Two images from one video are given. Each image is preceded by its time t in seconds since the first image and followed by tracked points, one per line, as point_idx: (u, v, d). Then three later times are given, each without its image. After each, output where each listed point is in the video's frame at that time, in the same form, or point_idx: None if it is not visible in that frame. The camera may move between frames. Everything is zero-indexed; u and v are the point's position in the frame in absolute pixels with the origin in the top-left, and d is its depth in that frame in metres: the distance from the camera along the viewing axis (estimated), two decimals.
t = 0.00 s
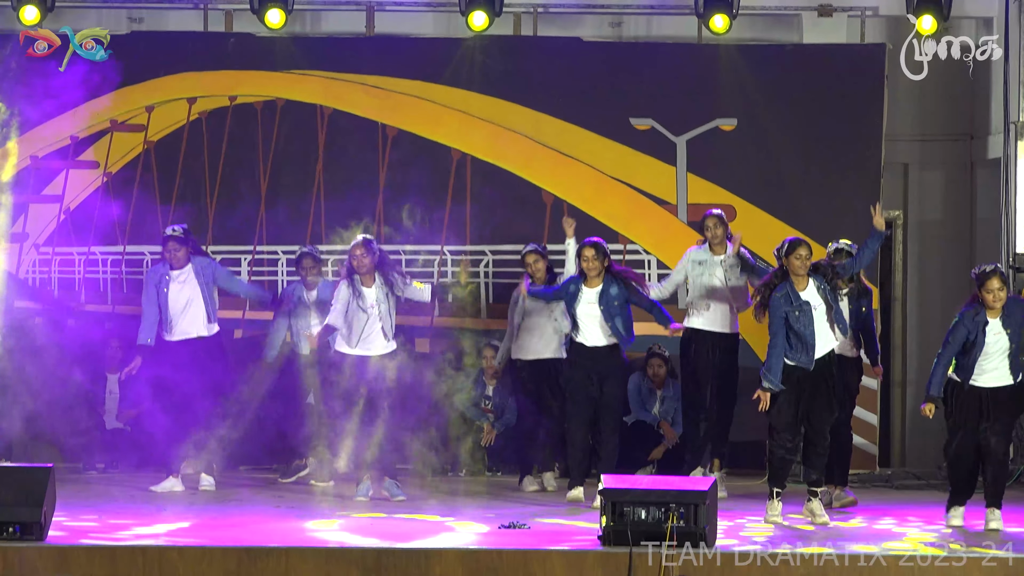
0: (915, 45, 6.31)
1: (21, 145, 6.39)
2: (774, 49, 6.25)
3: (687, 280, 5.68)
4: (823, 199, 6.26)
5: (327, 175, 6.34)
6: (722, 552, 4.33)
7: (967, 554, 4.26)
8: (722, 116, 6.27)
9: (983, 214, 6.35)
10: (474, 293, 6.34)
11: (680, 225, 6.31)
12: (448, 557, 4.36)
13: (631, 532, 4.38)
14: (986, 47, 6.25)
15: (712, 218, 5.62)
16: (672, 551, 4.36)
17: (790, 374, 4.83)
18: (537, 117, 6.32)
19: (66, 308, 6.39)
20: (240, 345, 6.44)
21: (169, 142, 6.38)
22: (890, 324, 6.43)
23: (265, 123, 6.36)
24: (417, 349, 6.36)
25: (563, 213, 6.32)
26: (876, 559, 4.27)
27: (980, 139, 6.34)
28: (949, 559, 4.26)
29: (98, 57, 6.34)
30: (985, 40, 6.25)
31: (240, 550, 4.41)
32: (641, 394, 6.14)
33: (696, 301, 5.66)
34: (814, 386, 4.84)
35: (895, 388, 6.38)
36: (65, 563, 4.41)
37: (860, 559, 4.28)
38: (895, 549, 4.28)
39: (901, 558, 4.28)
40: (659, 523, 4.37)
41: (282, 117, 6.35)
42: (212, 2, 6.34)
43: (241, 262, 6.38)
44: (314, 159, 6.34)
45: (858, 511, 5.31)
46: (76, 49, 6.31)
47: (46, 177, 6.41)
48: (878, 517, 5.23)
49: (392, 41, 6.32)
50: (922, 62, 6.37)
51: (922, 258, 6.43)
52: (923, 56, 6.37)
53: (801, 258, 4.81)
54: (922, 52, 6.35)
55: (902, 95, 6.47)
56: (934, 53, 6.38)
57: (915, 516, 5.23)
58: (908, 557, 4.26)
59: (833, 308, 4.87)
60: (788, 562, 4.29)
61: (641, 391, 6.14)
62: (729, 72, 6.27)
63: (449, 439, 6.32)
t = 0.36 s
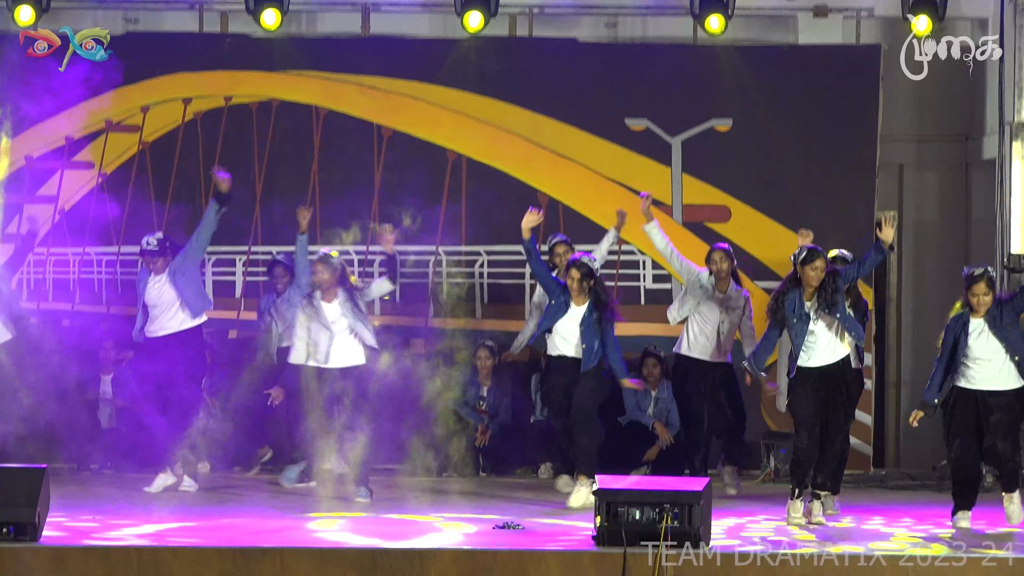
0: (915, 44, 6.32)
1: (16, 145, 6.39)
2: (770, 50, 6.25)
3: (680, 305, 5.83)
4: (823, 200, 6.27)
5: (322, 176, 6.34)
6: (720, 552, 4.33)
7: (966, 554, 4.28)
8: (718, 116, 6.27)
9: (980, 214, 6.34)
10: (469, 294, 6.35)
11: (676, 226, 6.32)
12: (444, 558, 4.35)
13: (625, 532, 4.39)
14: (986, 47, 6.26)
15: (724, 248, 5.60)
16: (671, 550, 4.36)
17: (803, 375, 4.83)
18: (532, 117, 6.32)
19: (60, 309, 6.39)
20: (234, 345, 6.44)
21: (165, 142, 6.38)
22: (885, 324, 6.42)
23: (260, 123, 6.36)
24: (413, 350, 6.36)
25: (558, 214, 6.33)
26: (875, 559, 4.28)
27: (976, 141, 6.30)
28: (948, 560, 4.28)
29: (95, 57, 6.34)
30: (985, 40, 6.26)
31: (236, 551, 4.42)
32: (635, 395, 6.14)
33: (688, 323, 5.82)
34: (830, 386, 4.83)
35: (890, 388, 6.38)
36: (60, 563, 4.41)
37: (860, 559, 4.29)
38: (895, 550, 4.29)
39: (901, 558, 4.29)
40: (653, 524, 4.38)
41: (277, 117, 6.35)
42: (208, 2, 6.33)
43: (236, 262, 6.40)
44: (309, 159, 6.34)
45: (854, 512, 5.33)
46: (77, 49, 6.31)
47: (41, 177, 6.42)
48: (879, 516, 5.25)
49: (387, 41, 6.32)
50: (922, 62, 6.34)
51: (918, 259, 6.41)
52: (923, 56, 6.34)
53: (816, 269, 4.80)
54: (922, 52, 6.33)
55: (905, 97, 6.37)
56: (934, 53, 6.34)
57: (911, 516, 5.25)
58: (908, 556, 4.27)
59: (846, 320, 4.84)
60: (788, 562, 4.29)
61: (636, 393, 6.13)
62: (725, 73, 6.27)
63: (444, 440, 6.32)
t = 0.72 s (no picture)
0: (915, 45, 6.30)
1: None
2: (751, 51, 6.25)
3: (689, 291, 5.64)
4: (823, 199, 6.26)
5: (304, 177, 6.34)
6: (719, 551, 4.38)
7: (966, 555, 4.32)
8: (700, 117, 6.27)
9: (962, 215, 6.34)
10: (451, 295, 6.34)
11: (658, 226, 6.31)
12: (426, 560, 4.40)
13: (607, 533, 4.48)
14: (986, 47, 6.11)
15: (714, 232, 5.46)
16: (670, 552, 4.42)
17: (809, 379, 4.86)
18: (515, 119, 6.32)
19: (42, 310, 6.39)
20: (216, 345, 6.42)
21: (147, 142, 6.38)
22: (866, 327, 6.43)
23: (243, 123, 6.36)
24: (394, 351, 6.35)
25: (540, 214, 6.32)
26: (875, 559, 4.32)
27: (958, 141, 6.31)
28: (949, 560, 4.31)
29: (78, 57, 6.34)
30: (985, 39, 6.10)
31: (217, 552, 4.44)
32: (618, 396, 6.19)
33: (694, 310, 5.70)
34: (841, 395, 4.86)
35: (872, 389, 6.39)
36: (41, 564, 4.45)
37: (860, 559, 4.33)
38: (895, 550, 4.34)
39: (901, 558, 4.32)
40: (635, 524, 4.46)
41: (259, 117, 6.35)
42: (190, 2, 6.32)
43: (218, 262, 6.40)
44: (291, 159, 6.34)
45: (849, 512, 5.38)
46: (77, 49, 6.32)
47: (24, 178, 6.43)
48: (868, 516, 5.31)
49: (370, 42, 6.32)
50: (923, 62, 6.33)
51: (900, 260, 6.40)
52: (923, 56, 6.32)
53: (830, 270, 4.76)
54: (922, 52, 6.31)
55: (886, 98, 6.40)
56: (934, 53, 6.31)
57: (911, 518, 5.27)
58: (908, 557, 4.31)
59: (839, 330, 4.82)
60: (789, 562, 4.34)
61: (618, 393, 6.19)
62: (706, 74, 6.27)
63: (427, 440, 6.32)
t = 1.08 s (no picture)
0: (915, 44, 6.29)
1: None
2: (736, 53, 6.29)
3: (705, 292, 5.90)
4: (808, 200, 6.30)
5: (291, 177, 6.36)
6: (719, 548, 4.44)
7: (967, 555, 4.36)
8: (686, 118, 6.31)
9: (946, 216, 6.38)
10: (438, 295, 6.36)
11: (644, 227, 6.35)
12: (413, 559, 4.47)
13: (593, 532, 4.54)
14: (987, 46, 6.14)
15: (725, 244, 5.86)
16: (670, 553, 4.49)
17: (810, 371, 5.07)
18: (502, 120, 6.35)
19: (31, 310, 6.41)
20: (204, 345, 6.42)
21: (135, 143, 6.40)
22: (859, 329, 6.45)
23: (230, 124, 6.38)
24: (381, 351, 6.37)
25: (527, 215, 6.35)
26: (875, 559, 4.38)
27: (943, 142, 6.33)
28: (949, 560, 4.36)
29: (67, 59, 6.37)
30: (986, 39, 6.14)
31: (203, 552, 4.49)
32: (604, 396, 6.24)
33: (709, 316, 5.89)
34: (841, 395, 5.08)
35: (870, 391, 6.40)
36: (30, 563, 4.51)
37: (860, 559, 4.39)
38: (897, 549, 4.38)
39: (901, 558, 4.38)
40: (622, 524, 4.52)
41: (247, 118, 6.37)
42: (178, 3, 6.34)
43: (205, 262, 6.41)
44: (279, 160, 6.36)
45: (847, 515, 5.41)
46: (77, 49, 6.35)
47: (13, 179, 6.45)
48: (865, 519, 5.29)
49: (358, 44, 6.35)
50: (923, 62, 6.31)
51: (884, 259, 6.40)
52: (923, 55, 6.30)
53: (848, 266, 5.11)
54: (922, 52, 6.29)
55: (871, 100, 6.38)
56: (934, 53, 6.29)
57: (910, 517, 5.31)
58: (908, 557, 4.36)
59: (843, 327, 5.03)
60: (788, 561, 4.41)
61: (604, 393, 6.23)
62: (692, 75, 6.31)
63: (415, 438, 6.35)
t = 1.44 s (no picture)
0: (915, 44, 6.57)
1: None
2: (712, 65, 6.59)
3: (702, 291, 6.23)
4: (781, 206, 6.61)
5: (288, 183, 6.66)
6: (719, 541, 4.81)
7: (966, 555, 4.78)
8: (664, 127, 6.61)
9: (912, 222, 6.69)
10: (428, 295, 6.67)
11: (624, 231, 6.66)
12: (403, 548, 4.87)
13: (575, 522, 4.90)
14: (987, 46, 6.55)
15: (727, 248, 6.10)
16: (670, 551, 4.83)
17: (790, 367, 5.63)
18: (488, 128, 6.65)
19: (40, 310, 6.72)
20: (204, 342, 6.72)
21: (138, 151, 6.71)
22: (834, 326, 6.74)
23: (229, 132, 6.68)
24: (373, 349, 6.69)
25: (513, 220, 6.66)
26: (876, 558, 4.80)
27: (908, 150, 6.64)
28: (949, 560, 4.78)
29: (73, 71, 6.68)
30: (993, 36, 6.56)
31: (207, 539, 4.86)
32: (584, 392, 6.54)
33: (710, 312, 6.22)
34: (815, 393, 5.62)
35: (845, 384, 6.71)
36: (41, 551, 4.86)
37: (862, 558, 4.81)
38: (898, 550, 4.80)
39: (903, 557, 4.80)
40: (602, 513, 4.88)
41: (246, 127, 6.67)
42: (179, 18, 6.65)
43: (205, 265, 6.71)
44: (276, 167, 6.67)
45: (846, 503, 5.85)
46: (77, 49, 6.63)
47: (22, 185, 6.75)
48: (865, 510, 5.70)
49: (351, 56, 6.64)
50: (922, 61, 6.58)
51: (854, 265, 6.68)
52: (922, 55, 6.56)
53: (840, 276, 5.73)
54: (921, 52, 6.56)
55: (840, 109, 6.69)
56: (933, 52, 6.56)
57: (908, 509, 5.72)
58: (908, 557, 4.79)
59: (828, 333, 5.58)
60: (788, 562, 4.80)
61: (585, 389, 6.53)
62: (669, 86, 6.60)
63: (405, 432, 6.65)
